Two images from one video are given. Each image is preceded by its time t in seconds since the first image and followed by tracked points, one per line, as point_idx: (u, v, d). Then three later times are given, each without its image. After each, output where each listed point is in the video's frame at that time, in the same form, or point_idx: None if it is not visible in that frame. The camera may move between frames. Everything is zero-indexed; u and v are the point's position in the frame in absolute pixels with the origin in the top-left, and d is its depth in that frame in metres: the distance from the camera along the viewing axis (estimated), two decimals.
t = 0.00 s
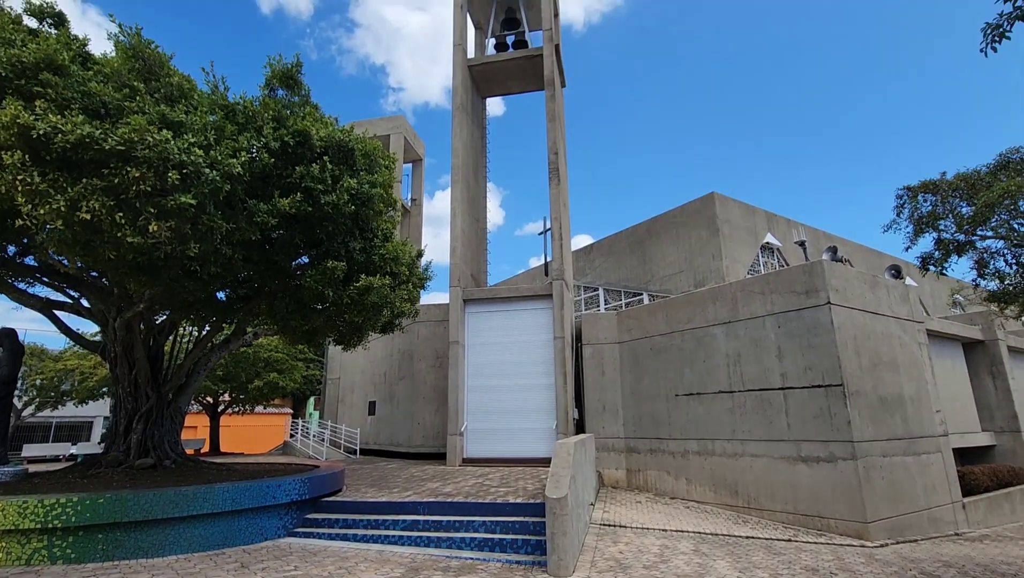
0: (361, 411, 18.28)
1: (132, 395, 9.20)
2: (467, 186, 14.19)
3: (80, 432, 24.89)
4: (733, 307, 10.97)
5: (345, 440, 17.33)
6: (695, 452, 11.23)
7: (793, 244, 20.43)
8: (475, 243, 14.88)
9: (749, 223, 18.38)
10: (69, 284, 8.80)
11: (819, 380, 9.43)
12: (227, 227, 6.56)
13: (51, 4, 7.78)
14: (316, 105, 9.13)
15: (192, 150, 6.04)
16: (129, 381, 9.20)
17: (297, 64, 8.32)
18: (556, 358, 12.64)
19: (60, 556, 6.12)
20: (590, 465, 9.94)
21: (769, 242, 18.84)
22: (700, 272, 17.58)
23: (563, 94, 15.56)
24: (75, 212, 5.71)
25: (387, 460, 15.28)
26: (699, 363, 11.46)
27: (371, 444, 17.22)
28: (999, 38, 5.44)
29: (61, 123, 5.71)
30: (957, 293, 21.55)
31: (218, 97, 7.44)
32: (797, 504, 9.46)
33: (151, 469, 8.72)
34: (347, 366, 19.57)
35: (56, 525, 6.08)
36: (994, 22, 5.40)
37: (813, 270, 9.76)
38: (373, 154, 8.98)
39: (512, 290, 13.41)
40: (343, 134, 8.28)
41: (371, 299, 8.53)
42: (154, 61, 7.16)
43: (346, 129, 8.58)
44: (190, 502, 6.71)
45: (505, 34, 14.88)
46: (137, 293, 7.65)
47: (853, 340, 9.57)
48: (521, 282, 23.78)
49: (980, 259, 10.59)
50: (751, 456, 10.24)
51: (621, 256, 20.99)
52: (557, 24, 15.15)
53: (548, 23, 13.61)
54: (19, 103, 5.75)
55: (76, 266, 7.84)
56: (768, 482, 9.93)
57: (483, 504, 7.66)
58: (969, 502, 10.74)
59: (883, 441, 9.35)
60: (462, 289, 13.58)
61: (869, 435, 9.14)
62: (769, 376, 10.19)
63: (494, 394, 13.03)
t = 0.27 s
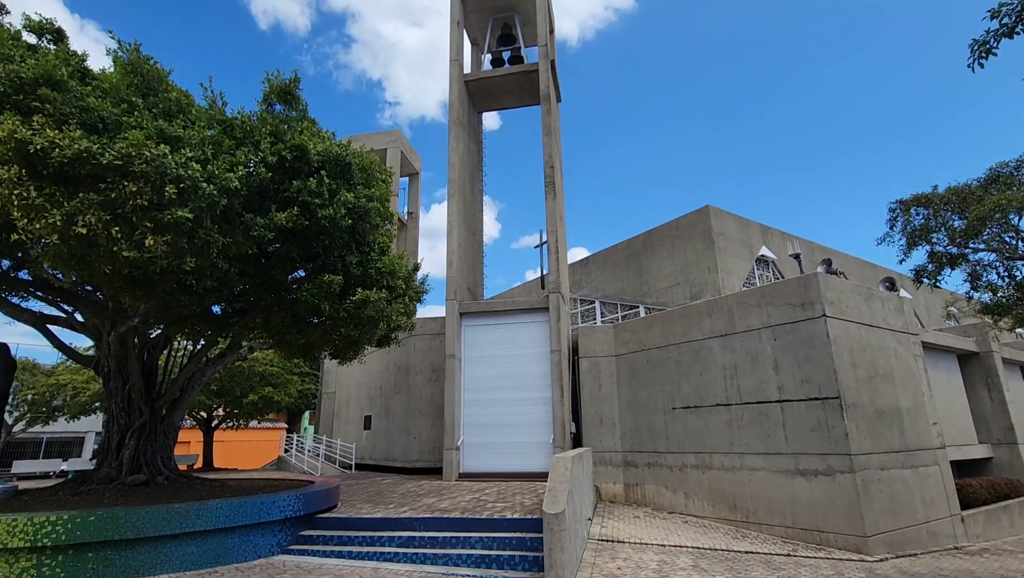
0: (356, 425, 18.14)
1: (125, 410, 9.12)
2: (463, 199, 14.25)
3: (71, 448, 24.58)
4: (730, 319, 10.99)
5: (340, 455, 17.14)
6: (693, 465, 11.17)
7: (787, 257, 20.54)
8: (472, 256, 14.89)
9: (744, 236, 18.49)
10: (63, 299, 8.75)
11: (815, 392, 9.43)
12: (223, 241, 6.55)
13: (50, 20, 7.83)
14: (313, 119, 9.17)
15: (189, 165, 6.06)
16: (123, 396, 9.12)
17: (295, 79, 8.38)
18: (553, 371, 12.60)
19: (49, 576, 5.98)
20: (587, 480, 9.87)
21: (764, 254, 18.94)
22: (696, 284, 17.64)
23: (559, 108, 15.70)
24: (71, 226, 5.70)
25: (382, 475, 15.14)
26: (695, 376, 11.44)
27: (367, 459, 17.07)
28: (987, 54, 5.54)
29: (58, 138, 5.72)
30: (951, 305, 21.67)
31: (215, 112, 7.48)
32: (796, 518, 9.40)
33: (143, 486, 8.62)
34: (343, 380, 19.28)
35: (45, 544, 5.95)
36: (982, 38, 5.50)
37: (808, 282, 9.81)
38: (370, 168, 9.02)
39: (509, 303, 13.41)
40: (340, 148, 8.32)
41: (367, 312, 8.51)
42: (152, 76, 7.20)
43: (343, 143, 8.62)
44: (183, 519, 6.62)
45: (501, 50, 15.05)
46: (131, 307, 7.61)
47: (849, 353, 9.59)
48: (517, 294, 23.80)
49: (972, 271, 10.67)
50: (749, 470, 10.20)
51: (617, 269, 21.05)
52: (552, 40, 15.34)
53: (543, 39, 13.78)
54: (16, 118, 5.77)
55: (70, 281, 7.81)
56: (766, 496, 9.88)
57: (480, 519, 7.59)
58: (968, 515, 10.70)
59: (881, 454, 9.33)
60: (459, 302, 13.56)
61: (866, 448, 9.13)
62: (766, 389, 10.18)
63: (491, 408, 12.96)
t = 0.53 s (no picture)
0: (351, 439, 17.99)
1: (118, 424, 9.02)
2: (460, 212, 14.29)
3: (62, 463, 24.27)
4: (726, 331, 11.01)
5: (335, 469, 16.97)
6: (691, 478, 11.12)
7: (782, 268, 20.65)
8: (468, 268, 14.89)
9: (739, 247, 18.59)
10: (56, 312, 8.69)
11: (812, 404, 9.44)
12: (219, 254, 6.54)
13: (48, 34, 7.87)
14: (310, 132, 9.21)
15: (186, 178, 6.06)
16: (115, 410, 9.03)
17: (292, 92, 8.43)
18: (550, 383, 12.57)
19: None
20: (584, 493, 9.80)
21: (759, 266, 19.04)
22: (692, 296, 17.69)
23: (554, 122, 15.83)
24: (66, 239, 5.69)
25: (378, 489, 14.99)
26: (692, 388, 11.43)
27: (362, 473, 16.91)
28: (976, 69, 5.62)
29: (55, 151, 5.72)
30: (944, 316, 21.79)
31: (213, 125, 7.51)
32: (794, 531, 9.34)
33: (135, 501, 8.49)
34: (339, 393, 19.13)
35: (34, 562, 5.83)
36: (971, 53, 5.59)
37: (803, 293, 9.85)
38: (367, 180, 9.05)
39: (505, 315, 13.40)
40: (337, 161, 8.35)
41: (363, 325, 8.48)
42: (150, 89, 7.23)
43: (340, 156, 8.65)
44: (176, 535, 6.56)
45: (497, 64, 15.19)
46: (126, 320, 7.57)
47: (845, 364, 9.61)
48: (513, 307, 23.80)
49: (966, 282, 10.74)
50: (747, 482, 10.15)
51: (613, 281, 21.09)
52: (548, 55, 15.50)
53: (539, 53, 13.93)
54: (13, 131, 5.77)
55: (64, 293, 7.77)
56: (764, 509, 9.83)
57: (476, 534, 7.51)
58: (966, 527, 10.66)
59: (878, 466, 9.31)
60: (455, 314, 13.54)
61: (863, 460, 9.11)
62: (763, 401, 10.17)
63: (487, 421, 12.89)
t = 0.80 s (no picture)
0: (346, 450, 17.84)
1: (110, 436, 8.94)
2: (456, 222, 14.31)
3: (52, 475, 23.96)
4: (722, 341, 11.02)
5: (330, 481, 16.81)
6: (688, 489, 11.07)
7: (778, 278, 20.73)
8: (464, 279, 14.89)
9: (735, 257, 18.67)
10: (49, 323, 8.63)
11: (809, 414, 9.43)
12: (215, 264, 6.53)
13: (46, 46, 7.90)
14: (307, 143, 9.24)
15: (182, 189, 6.06)
16: (108, 422, 8.94)
17: (290, 104, 8.47)
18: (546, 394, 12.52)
19: None
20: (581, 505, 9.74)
21: (755, 276, 19.11)
22: (688, 306, 17.72)
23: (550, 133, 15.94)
24: (60, 250, 5.67)
25: (373, 501, 14.86)
26: (689, 398, 11.41)
27: (357, 485, 16.76)
28: (966, 84, 5.70)
29: (51, 162, 5.72)
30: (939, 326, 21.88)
31: (210, 136, 7.53)
32: (792, 543, 9.30)
33: (127, 514, 8.39)
34: (334, 404, 19.01)
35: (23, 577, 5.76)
36: (960, 68, 5.67)
37: (798, 304, 9.89)
38: (363, 191, 9.06)
39: (501, 325, 13.37)
40: (334, 172, 8.37)
41: (359, 336, 8.45)
42: (147, 101, 7.25)
43: (337, 167, 8.67)
44: (168, 549, 6.48)
45: (493, 76, 15.31)
46: (120, 331, 7.53)
47: (842, 374, 9.62)
48: (510, 317, 23.78)
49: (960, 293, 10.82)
50: (744, 493, 10.11)
51: (609, 291, 21.11)
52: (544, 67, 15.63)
53: (535, 65, 14.04)
54: (8, 142, 5.77)
55: (58, 304, 7.73)
56: (762, 520, 9.79)
57: (472, 547, 7.44)
58: (964, 538, 10.63)
59: (875, 476, 9.30)
60: (451, 325, 13.51)
61: (861, 470, 9.10)
62: (759, 411, 10.16)
63: (483, 432, 12.82)
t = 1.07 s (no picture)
0: (341, 461, 17.70)
1: (102, 447, 8.83)
2: (452, 231, 14.33)
3: (43, 487, 23.65)
4: (718, 350, 11.03)
5: (324, 491, 16.64)
6: (685, 499, 11.02)
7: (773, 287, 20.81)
8: (461, 288, 14.87)
9: (730, 266, 18.74)
10: (42, 332, 8.56)
11: (805, 424, 9.43)
12: (210, 274, 6.51)
13: (42, 55, 7.90)
14: (304, 153, 9.25)
15: (178, 198, 6.05)
16: (100, 433, 8.85)
17: (287, 114, 8.49)
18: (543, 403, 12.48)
19: None
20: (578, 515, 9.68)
21: (750, 285, 19.18)
22: (684, 315, 17.75)
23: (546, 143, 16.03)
24: (55, 259, 5.65)
25: (368, 512, 14.73)
26: (686, 408, 11.39)
27: (352, 496, 16.61)
28: (957, 96, 5.78)
29: (46, 171, 5.71)
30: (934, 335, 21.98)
31: (207, 146, 7.53)
32: (790, 553, 9.25)
33: (119, 527, 8.27)
34: (329, 413, 18.89)
35: None
36: (951, 80, 5.75)
37: (794, 313, 9.92)
38: (360, 201, 9.07)
39: (497, 334, 13.35)
40: (330, 182, 8.38)
41: (355, 345, 8.41)
42: (144, 110, 7.26)
43: (333, 176, 8.67)
44: (159, 562, 6.39)
45: (490, 86, 15.41)
46: (113, 341, 7.48)
47: (837, 383, 9.64)
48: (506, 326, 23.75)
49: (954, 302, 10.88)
50: (741, 503, 10.08)
51: (605, 300, 21.13)
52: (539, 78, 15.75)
53: (531, 76, 14.15)
54: (4, 151, 5.76)
55: (51, 314, 7.67)
56: (759, 530, 9.74)
57: (468, 558, 7.37)
58: (961, 548, 10.60)
59: (872, 485, 9.29)
60: (447, 334, 13.47)
61: (857, 480, 9.09)
62: (756, 421, 10.15)
63: (479, 442, 12.75)
